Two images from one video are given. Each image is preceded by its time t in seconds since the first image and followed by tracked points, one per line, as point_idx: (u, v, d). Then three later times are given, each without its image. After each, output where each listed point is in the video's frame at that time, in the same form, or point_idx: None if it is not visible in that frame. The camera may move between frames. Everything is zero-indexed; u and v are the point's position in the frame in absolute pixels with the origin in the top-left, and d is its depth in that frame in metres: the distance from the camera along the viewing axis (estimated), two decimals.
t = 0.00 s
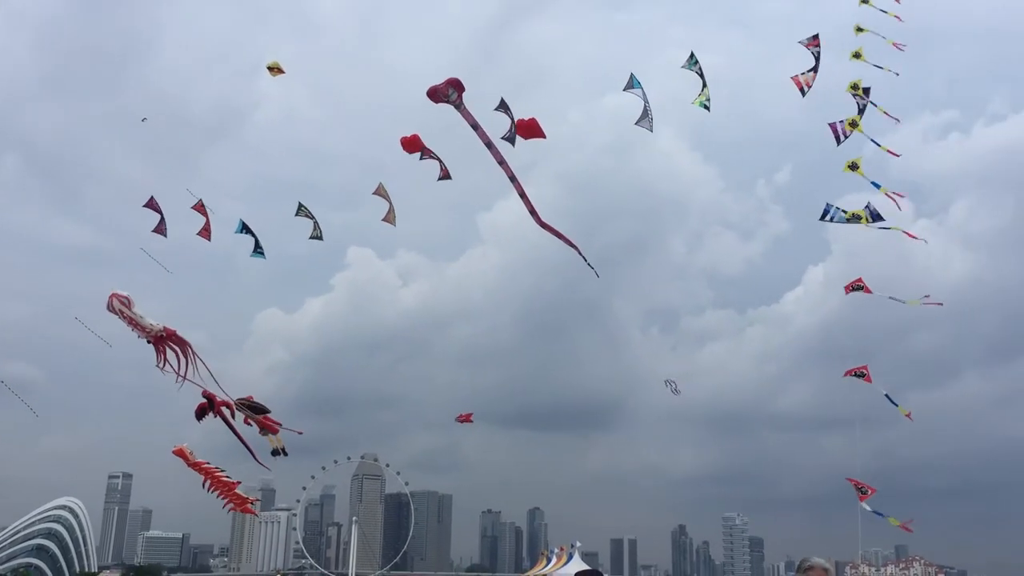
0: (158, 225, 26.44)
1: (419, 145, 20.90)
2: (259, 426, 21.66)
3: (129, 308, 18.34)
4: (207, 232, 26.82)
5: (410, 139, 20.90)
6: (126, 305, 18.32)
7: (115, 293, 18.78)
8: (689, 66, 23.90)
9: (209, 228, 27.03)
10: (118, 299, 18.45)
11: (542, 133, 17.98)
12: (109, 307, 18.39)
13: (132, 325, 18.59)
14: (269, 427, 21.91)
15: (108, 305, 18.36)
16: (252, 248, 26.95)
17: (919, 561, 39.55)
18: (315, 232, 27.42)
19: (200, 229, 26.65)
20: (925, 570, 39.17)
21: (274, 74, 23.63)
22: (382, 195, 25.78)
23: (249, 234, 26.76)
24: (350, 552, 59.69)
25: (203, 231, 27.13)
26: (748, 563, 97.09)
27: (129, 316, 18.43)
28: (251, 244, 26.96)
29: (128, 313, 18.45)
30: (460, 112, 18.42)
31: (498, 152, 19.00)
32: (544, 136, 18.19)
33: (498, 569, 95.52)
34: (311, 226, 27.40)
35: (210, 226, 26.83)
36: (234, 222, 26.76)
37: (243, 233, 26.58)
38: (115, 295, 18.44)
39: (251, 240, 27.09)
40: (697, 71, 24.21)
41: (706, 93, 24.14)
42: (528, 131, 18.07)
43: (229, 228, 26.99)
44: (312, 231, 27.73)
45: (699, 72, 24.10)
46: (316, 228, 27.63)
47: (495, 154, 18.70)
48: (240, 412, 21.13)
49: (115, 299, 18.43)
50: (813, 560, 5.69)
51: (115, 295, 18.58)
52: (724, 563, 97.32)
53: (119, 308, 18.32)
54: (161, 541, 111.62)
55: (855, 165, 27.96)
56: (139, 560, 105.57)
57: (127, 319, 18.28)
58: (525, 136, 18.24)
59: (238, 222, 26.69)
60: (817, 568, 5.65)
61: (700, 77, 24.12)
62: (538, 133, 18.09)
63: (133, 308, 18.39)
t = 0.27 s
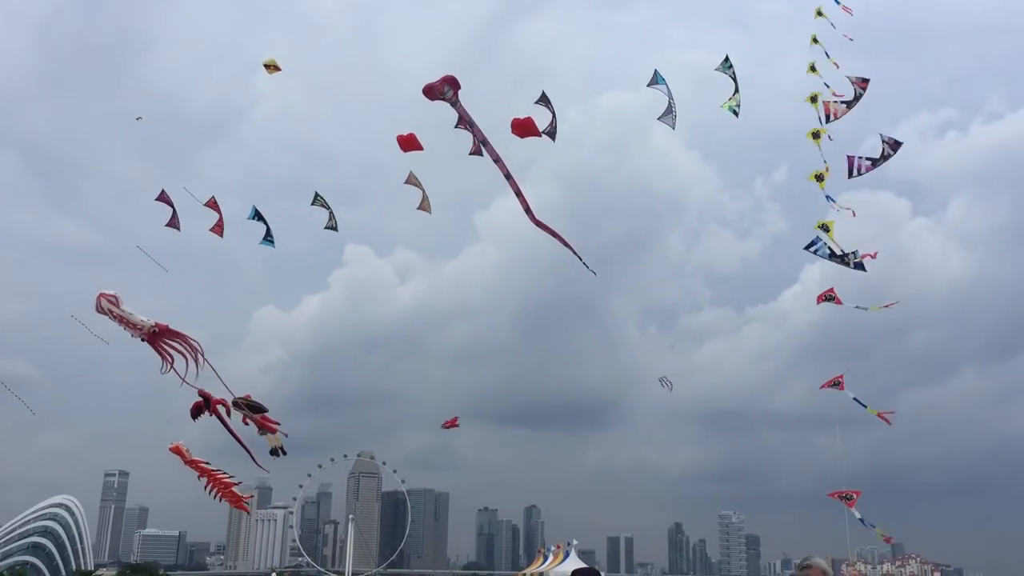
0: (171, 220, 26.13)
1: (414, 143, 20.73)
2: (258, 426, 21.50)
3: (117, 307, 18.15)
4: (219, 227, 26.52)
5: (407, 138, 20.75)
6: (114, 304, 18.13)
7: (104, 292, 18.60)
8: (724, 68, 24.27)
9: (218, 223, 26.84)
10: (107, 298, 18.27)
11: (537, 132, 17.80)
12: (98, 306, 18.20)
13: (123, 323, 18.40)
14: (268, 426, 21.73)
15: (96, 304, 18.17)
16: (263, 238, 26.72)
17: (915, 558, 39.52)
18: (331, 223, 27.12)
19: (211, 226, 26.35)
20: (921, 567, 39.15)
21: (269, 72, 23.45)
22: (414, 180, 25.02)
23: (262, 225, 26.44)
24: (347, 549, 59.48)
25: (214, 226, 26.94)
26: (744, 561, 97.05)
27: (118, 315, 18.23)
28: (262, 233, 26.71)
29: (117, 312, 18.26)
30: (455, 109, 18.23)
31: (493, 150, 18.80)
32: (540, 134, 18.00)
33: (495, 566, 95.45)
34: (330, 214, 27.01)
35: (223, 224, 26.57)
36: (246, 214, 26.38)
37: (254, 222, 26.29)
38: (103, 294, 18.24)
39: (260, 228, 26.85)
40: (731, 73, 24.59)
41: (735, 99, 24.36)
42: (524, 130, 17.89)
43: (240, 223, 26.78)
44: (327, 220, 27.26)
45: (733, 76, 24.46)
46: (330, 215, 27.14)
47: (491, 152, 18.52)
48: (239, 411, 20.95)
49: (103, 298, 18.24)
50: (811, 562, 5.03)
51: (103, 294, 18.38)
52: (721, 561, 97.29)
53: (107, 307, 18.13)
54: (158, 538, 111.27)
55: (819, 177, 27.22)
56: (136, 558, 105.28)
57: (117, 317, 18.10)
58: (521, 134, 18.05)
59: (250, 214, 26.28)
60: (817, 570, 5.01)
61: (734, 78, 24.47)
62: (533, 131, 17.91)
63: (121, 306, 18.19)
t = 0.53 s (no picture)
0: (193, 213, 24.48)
1: (414, 141, 20.87)
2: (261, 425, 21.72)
3: (110, 306, 18.34)
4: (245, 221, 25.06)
5: (407, 137, 20.89)
6: (106, 303, 18.32)
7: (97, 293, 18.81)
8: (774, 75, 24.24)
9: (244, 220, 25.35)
10: (99, 298, 18.45)
11: (537, 129, 18.02)
12: (90, 306, 18.40)
13: (116, 322, 18.61)
14: (270, 425, 21.94)
15: (88, 305, 18.37)
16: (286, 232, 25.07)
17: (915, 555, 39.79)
18: (356, 212, 24.80)
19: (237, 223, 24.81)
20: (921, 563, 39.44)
21: (269, 70, 23.51)
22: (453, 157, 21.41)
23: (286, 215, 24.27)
24: (347, 547, 59.83)
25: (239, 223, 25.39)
26: (745, 558, 97.18)
27: (112, 314, 18.44)
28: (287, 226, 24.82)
29: (110, 311, 18.45)
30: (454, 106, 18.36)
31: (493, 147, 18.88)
32: (540, 132, 18.21)
33: (495, 564, 95.71)
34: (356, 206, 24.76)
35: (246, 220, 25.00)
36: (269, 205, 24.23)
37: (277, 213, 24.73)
38: (95, 293, 18.45)
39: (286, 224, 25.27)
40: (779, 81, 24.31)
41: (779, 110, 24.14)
42: (524, 128, 18.07)
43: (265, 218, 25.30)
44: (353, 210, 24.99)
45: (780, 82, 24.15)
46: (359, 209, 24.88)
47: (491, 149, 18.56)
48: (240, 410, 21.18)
49: (95, 298, 18.42)
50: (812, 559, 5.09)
51: (96, 294, 18.58)
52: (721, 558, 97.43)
53: (100, 306, 18.33)
54: (159, 536, 111.62)
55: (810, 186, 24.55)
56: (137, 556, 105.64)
57: (109, 316, 18.28)
58: (521, 133, 18.22)
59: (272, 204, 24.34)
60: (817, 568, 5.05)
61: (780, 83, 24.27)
62: (533, 129, 18.11)
63: (113, 305, 18.39)
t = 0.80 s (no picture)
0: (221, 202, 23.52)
1: (415, 140, 20.68)
2: (264, 425, 21.55)
3: (105, 306, 18.18)
4: (278, 211, 23.81)
5: (409, 135, 20.71)
6: (102, 303, 18.16)
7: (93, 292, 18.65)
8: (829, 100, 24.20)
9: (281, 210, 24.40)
10: (95, 298, 18.30)
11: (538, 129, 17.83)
12: (85, 306, 18.24)
13: (112, 323, 18.45)
14: (275, 425, 21.79)
15: (83, 305, 18.21)
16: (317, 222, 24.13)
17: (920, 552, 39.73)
18: (390, 192, 22.61)
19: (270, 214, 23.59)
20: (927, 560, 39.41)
21: (271, 67, 23.33)
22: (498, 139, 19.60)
23: (320, 205, 23.90)
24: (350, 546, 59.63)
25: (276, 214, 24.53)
26: (748, 555, 97.26)
27: (107, 315, 18.25)
28: (320, 215, 24.11)
29: (106, 311, 18.29)
30: (454, 104, 18.18)
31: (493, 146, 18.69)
32: (540, 131, 18.03)
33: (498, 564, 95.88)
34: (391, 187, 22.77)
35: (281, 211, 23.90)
36: (304, 195, 23.90)
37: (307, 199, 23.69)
38: (90, 294, 18.28)
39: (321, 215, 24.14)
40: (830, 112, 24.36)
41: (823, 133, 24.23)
42: (525, 127, 17.93)
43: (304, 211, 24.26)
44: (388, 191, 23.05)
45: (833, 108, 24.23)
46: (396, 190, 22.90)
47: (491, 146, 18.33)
48: (243, 410, 21.01)
49: (90, 298, 18.27)
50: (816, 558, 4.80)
51: (91, 294, 18.42)
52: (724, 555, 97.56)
53: (95, 306, 18.16)
54: (162, 535, 111.63)
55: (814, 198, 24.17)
56: (140, 555, 105.68)
57: (104, 317, 18.12)
58: (521, 132, 18.07)
59: (309, 192, 23.61)
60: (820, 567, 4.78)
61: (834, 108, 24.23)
62: (534, 128, 17.94)
63: (109, 305, 18.22)
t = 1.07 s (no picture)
0: (257, 189, 23.33)
1: (417, 139, 20.57)
2: (268, 426, 21.49)
3: (105, 305, 18.10)
4: (321, 205, 24.44)
5: (412, 134, 20.55)
6: (101, 302, 18.09)
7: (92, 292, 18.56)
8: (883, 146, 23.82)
9: (323, 204, 24.44)
10: (95, 297, 18.24)
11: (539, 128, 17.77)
12: (85, 305, 18.17)
13: (109, 323, 18.36)
14: (278, 426, 21.73)
15: (83, 304, 18.15)
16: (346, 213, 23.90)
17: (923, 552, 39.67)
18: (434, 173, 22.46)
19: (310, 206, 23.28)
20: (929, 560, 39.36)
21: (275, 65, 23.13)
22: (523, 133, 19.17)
23: (354, 195, 23.61)
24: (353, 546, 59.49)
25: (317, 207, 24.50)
26: (751, 554, 97.06)
27: (105, 314, 18.17)
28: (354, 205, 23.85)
29: (105, 310, 18.21)
30: (455, 103, 18.17)
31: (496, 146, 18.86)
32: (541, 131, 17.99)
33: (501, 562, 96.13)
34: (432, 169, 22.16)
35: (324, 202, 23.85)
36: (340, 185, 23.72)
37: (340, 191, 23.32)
38: (90, 292, 18.22)
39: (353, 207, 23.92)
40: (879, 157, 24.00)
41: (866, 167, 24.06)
42: (526, 127, 17.85)
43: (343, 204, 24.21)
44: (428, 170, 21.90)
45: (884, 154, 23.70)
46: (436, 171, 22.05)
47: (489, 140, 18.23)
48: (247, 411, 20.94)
49: (90, 298, 18.20)
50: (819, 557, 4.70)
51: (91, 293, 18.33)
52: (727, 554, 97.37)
53: (95, 305, 18.09)
54: (166, 534, 111.76)
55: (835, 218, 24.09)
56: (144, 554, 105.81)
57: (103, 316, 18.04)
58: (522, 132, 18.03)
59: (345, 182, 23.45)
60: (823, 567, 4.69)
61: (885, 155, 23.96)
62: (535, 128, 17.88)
63: (108, 305, 18.14)
